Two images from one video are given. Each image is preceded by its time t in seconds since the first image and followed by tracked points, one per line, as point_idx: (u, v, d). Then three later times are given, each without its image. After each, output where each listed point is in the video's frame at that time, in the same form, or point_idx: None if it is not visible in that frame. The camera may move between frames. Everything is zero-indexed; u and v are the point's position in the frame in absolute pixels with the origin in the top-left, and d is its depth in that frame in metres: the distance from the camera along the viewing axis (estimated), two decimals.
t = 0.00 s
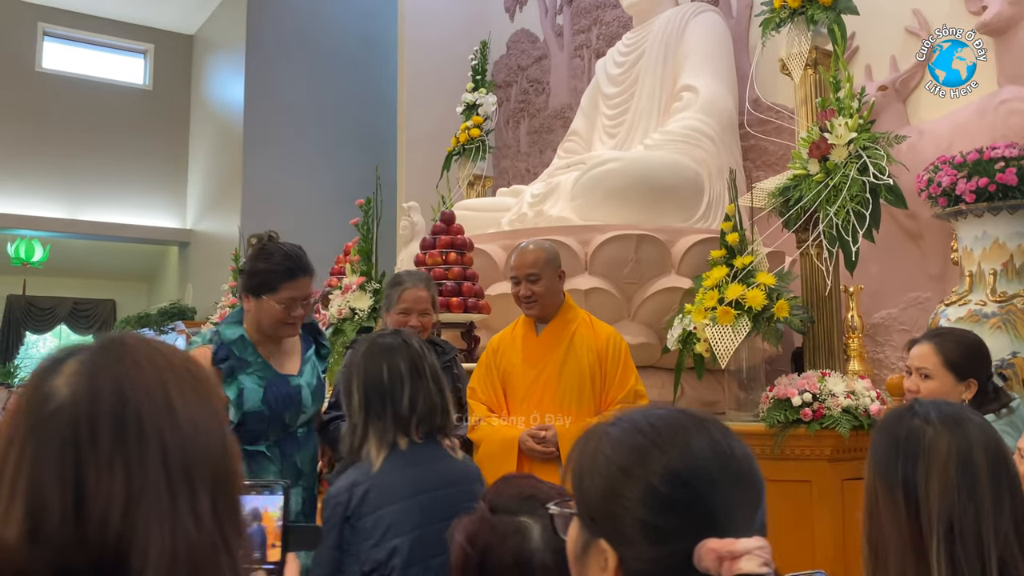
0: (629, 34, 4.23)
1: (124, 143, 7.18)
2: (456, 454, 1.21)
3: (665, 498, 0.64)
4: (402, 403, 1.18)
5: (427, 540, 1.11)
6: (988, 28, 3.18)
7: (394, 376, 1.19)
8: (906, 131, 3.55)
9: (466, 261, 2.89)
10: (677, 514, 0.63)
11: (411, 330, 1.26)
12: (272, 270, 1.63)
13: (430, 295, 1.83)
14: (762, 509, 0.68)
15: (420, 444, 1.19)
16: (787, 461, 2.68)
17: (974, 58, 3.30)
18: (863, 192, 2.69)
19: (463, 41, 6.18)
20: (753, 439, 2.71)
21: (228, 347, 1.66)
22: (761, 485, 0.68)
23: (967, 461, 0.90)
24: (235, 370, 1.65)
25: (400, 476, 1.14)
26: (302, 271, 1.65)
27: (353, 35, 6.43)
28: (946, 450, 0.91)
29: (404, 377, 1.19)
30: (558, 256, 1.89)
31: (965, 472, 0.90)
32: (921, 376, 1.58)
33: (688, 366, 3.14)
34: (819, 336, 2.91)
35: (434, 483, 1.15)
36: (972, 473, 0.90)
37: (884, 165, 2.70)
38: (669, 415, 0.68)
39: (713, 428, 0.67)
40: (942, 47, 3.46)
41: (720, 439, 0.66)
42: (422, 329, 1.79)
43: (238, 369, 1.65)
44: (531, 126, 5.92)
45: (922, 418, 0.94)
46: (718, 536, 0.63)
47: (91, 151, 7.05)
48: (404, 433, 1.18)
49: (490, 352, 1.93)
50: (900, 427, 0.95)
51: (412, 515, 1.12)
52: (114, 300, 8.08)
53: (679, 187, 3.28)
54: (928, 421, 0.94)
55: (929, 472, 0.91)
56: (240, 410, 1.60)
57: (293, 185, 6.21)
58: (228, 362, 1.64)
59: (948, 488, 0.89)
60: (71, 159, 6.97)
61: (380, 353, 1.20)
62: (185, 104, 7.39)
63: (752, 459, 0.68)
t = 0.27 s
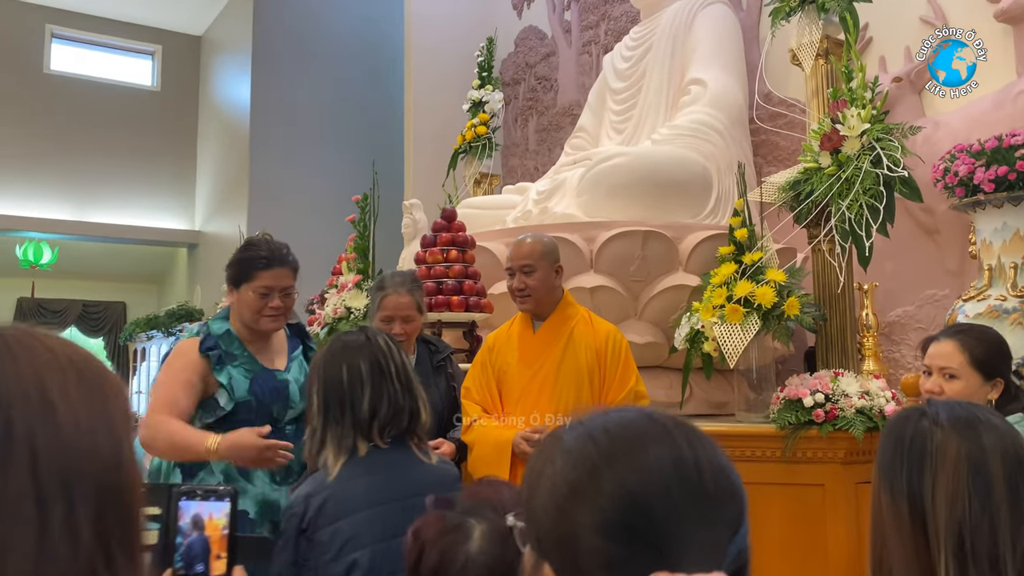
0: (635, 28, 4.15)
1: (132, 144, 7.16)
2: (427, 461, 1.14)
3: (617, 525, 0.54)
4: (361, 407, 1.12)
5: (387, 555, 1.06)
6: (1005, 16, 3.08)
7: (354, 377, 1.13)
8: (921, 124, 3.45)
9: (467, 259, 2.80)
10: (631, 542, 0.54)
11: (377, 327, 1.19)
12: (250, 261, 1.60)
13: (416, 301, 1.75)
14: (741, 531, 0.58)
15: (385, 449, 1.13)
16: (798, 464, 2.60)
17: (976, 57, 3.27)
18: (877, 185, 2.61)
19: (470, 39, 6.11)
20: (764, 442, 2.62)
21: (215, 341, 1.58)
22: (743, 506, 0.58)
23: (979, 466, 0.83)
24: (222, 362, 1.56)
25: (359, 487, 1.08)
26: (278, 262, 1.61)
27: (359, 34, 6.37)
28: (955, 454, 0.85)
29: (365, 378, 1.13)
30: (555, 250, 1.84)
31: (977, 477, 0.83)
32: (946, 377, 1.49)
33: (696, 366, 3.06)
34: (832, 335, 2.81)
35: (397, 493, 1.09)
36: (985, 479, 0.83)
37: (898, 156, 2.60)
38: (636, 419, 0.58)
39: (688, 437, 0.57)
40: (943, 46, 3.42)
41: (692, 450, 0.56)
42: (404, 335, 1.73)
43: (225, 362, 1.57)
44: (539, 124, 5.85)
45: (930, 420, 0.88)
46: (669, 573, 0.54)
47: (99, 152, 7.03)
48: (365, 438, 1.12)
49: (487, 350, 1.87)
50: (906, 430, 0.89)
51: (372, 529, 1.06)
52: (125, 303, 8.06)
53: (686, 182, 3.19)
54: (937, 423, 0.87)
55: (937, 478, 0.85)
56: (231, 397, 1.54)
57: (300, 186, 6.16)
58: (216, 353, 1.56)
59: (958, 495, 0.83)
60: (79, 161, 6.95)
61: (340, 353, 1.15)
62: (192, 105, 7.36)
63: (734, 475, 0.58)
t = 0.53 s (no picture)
0: (646, 25, 4.08)
1: (143, 146, 7.15)
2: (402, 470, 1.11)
3: (580, 565, 0.49)
4: (329, 414, 1.09)
5: (350, 565, 1.03)
6: None
7: (325, 383, 1.11)
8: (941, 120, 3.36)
9: (472, 259, 2.74)
10: None
11: (354, 331, 1.16)
12: (244, 259, 1.53)
13: (411, 298, 1.69)
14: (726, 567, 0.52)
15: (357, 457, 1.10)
16: (812, 470, 2.52)
17: (977, 57, 3.26)
18: (893, 182, 2.53)
19: (480, 38, 6.06)
20: (776, 447, 2.55)
21: (208, 334, 1.53)
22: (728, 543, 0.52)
23: (989, 484, 0.78)
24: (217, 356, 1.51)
25: (318, 498, 1.05)
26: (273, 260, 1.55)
27: (370, 34, 6.34)
28: (964, 470, 0.79)
29: (335, 384, 1.11)
30: (555, 249, 1.80)
31: (988, 495, 0.78)
32: (956, 379, 1.41)
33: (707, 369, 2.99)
34: (847, 338, 2.72)
35: (361, 500, 1.06)
36: (996, 498, 0.78)
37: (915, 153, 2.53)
38: (608, 439, 0.52)
39: (663, 465, 0.51)
40: (944, 46, 3.39)
41: (666, 481, 0.50)
42: (400, 336, 1.67)
43: (220, 355, 1.51)
44: (550, 124, 5.79)
45: (938, 433, 0.83)
46: None
47: (109, 154, 7.02)
48: (333, 445, 1.09)
49: (488, 351, 1.83)
50: (915, 442, 0.84)
51: (329, 539, 1.03)
52: (136, 305, 8.05)
53: (697, 181, 3.13)
54: (947, 435, 0.82)
55: (944, 496, 0.80)
56: (229, 389, 1.49)
57: (309, 187, 6.13)
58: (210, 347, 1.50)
59: (965, 514, 0.78)
60: (90, 163, 6.94)
61: (311, 358, 1.12)
62: (204, 106, 7.35)
63: (715, 506, 0.52)
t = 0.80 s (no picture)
0: (659, 21, 4.03)
1: (162, 146, 7.20)
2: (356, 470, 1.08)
3: None
4: (280, 414, 1.08)
5: (301, 563, 1.00)
6: None
7: (279, 384, 1.10)
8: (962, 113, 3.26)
9: (479, 257, 2.69)
10: None
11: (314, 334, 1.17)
12: (237, 254, 1.50)
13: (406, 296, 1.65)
14: None
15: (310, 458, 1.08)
16: (827, 472, 2.46)
17: (976, 58, 3.22)
18: (908, 177, 2.46)
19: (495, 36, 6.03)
20: (790, 448, 2.49)
21: (199, 329, 1.50)
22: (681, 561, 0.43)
23: (968, 490, 0.62)
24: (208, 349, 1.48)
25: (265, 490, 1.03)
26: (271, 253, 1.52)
27: (385, 33, 6.35)
28: (940, 475, 0.63)
29: (288, 386, 1.10)
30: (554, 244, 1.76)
31: (967, 507, 0.62)
32: (964, 378, 1.36)
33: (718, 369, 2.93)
34: (862, 336, 2.65)
35: (317, 496, 1.03)
36: (976, 510, 0.61)
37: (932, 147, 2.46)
38: (537, 442, 0.44)
39: (596, 469, 0.43)
40: (943, 46, 3.31)
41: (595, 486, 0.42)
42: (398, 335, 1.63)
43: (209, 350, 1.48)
44: (565, 121, 5.74)
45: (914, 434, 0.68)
46: None
47: (129, 154, 7.06)
48: (284, 446, 1.07)
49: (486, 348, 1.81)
50: (893, 442, 0.69)
51: (280, 534, 1.01)
52: (154, 305, 8.08)
53: (709, 176, 3.07)
54: (927, 434, 0.66)
55: (916, 507, 0.64)
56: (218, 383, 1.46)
57: (324, 186, 6.13)
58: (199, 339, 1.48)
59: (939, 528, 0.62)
60: (109, 163, 6.99)
61: (270, 361, 1.13)
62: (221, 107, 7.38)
63: (661, 518, 0.43)
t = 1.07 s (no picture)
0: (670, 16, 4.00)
1: (180, 147, 7.25)
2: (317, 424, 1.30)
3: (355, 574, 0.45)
4: (255, 369, 1.30)
5: (253, 500, 1.20)
6: None
7: (259, 344, 1.32)
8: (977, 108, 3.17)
9: (481, 254, 2.67)
10: None
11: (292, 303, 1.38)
12: (218, 253, 1.57)
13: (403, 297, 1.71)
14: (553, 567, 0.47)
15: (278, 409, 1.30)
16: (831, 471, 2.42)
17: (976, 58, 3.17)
18: (915, 171, 2.42)
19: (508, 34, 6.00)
20: (794, 448, 2.45)
21: (178, 325, 1.59)
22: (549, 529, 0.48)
23: (900, 479, 0.68)
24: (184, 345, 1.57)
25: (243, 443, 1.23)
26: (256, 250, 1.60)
27: (399, 32, 6.37)
28: (872, 463, 0.70)
29: (257, 345, 1.33)
30: (548, 238, 1.82)
31: (897, 493, 0.68)
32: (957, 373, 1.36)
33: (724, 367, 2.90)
34: (869, 334, 2.61)
35: (275, 446, 1.23)
36: (905, 493, 0.67)
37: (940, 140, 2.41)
38: (401, 432, 0.49)
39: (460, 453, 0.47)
40: (943, 46, 3.27)
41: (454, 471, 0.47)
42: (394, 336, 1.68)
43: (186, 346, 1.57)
44: (578, 119, 5.69)
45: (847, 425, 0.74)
46: None
47: (147, 154, 7.11)
48: (251, 397, 1.29)
49: (475, 343, 1.83)
50: (829, 436, 0.75)
51: (237, 477, 1.21)
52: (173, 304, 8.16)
53: (716, 172, 3.03)
54: (859, 425, 0.73)
55: (848, 495, 0.70)
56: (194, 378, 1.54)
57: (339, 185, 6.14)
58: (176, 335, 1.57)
59: (870, 513, 0.68)
60: (128, 163, 7.03)
61: (245, 325, 1.36)
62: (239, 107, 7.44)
63: (523, 495, 0.47)
